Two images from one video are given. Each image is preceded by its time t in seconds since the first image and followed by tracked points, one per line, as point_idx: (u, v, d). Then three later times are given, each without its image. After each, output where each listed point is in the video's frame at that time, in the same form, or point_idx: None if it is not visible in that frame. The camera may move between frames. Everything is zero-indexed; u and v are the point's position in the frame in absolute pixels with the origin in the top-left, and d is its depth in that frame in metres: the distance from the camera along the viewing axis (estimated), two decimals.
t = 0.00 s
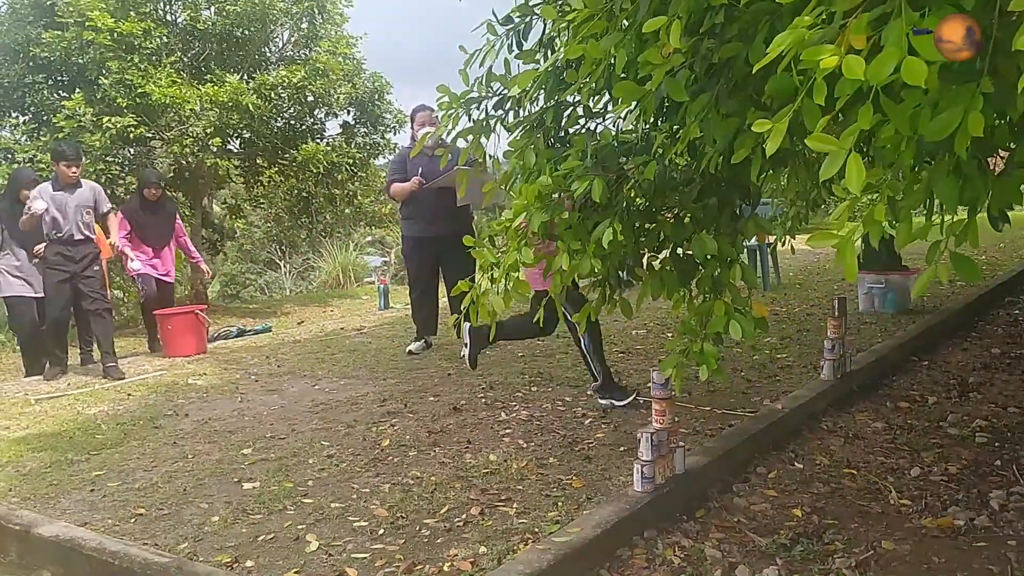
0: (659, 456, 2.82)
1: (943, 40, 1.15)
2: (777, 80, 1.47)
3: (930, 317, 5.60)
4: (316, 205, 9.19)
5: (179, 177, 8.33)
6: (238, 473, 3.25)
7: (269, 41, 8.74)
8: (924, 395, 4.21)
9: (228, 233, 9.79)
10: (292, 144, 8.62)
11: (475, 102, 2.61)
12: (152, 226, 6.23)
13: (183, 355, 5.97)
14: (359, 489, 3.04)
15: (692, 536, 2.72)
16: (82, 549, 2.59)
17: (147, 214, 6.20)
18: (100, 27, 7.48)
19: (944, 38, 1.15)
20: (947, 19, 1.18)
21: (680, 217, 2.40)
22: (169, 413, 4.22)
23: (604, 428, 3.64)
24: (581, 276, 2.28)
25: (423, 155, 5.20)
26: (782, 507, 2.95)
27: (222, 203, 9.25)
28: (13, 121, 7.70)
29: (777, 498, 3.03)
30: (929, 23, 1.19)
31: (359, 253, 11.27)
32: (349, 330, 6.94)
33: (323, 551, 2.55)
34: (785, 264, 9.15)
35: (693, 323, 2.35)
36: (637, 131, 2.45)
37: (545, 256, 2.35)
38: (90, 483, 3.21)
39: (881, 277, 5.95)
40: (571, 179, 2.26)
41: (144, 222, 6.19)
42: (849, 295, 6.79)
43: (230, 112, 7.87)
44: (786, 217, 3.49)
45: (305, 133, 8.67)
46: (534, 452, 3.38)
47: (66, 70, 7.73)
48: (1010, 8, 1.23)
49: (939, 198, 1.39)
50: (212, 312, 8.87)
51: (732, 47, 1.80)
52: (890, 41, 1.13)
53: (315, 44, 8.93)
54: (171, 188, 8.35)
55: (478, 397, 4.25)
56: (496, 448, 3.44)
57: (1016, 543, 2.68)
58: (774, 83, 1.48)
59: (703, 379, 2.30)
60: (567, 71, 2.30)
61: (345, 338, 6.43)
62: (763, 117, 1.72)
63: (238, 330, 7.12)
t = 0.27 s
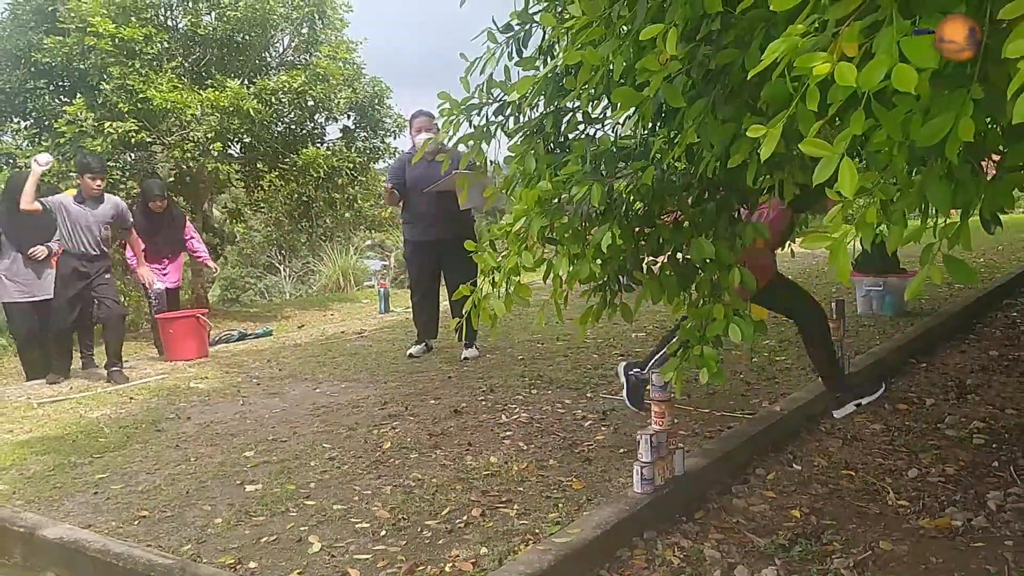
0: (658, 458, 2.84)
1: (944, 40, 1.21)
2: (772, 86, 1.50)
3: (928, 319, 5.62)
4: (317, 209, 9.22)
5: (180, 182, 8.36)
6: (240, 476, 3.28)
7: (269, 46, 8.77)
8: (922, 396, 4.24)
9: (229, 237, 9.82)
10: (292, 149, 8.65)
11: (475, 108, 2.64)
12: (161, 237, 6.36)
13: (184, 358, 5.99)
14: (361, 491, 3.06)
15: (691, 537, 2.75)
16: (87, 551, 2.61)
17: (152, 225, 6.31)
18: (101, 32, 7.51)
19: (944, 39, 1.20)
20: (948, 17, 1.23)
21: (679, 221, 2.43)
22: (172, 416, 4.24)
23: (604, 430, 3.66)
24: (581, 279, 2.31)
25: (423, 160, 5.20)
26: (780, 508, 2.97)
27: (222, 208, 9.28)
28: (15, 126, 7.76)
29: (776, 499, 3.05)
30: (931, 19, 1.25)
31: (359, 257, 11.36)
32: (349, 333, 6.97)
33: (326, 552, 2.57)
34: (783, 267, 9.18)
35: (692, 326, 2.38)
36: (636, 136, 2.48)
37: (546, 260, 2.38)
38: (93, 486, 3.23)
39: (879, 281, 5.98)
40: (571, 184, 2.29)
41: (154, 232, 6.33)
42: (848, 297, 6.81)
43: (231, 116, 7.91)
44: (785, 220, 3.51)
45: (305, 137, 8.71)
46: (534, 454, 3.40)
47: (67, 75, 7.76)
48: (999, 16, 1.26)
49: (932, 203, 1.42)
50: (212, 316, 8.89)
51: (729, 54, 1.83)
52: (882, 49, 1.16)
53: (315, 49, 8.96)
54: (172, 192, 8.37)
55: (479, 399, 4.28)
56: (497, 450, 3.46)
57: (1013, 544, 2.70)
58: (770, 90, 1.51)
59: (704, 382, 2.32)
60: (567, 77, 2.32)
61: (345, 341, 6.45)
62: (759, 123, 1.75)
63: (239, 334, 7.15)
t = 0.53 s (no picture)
0: (656, 459, 2.86)
1: (948, 40, 1.25)
2: (773, 92, 1.52)
3: (925, 325, 5.65)
4: (318, 209, 9.25)
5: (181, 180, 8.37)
6: (241, 472, 3.30)
7: (272, 46, 8.80)
8: (919, 402, 4.27)
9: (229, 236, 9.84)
10: (294, 148, 8.68)
11: (479, 111, 2.67)
12: (164, 239, 6.41)
13: (185, 356, 6.01)
14: (360, 489, 3.08)
15: (688, 538, 2.77)
16: (88, 545, 2.63)
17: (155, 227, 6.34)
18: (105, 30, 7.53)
19: (947, 40, 1.23)
20: (952, 22, 1.26)
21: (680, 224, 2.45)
22: (172, 413, 4.26)
23: (603, 431, 3.68)
24: (583, 280, 2.33)
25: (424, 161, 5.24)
26: (777, 510, 2.99)
27: (223, 206, 9.30)
28: (18, 122, 7.74)
29: (772, 501, 3.07)
30: (933, 23, 1.29)
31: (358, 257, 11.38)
32: (349, 332, 6.99)
33: (326, 548, 2.59)
34: (783, 272, 9.21)
35: (692, 329, 2.40)
36: (638, 140, 2.50)
37: (547, 262, 2.40)
38: (94, 481, 3.24)
39: (878, 286, 6.01)
40: (574, 186, 2.31)
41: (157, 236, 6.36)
42: (846, 303, 6.84)
43: (234, 115, 7.95)
44: (785, 225, 3.54)
45: (307, 137, 8.74)
46: (533, 454, 3.42)
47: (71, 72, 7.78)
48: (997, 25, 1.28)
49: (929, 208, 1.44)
50: (212, 314, 8.91)
51: (731, 60, 1.85)
52: (882, 56, 1.18)
53: (317, 49, 8.99)
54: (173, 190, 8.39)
55: (478, 400, 4.30)
56: (496, 450, 3.49)
57: (1008, 548, 2.72)
58: (771, 95, 1.53)
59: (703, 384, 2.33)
60: (570, 81, 2.35)
61: (345, 341, 6.48)
62: (760, 128, 1.78)
63: (239, 332, 7.17)
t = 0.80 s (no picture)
0: (655, 460, 2.87)
1: (949, 41, 1.26)
2: (772, 96, 1.54)
3: (923, 329, 5.67)
4: (318, 209, 9.26)
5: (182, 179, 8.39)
6: (240, 471, 3.31)
7: (274, 46, 8.82)
8: (916, 405, 4.28)
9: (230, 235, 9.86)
10: (295, 148, 8.70)
11: (480, 112, 2.68)
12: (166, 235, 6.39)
13: (185, 355, 6.03)
14: (360, 488, 3.10)
15: (685, 539, 2.78)
16: (88, 542, 2.64)
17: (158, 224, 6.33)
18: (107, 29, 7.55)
19: (948, 44, 1.24)
20: (951, 25, 1.27)
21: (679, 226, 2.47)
22: (172, 411, 4.28)
23: (601, 432, 3.70)
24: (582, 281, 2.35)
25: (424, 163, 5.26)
26: (774, 512, 3.01)
27: (224, 206, 9.32)
28: (20, 121, 7.75)
29: (769, 503, 3.08)
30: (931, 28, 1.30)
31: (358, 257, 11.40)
32: (349, 332, 7.00)
33: (325, 546, 2.61)
34: (782, 275, 9.24)
35: (691, 331, 2.42)
36: (638, 143, 2.51)
37: (547, 263, 2.42)
38: (94, 478, 3.26)
39: (877, 290, 6.02)
40: (574, 188, 2.33)
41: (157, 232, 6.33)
42: (844, 306, 6.86)
43: (235, 115, 7.97)
44: (785, 228, 3.56)
45: (308, 137, 8.76)
46: (531, 454, 3.44)
47: (73, 71, 7.80)
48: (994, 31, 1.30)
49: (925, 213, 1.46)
50: (212, 313, 8.92)
51: (731, 64, 1.87)
52: (879, 62, 1.19)
53: (319, 50, 9.01)
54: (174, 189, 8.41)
55: (477, 400, 4.31)
56: (494, 450, 3.50)
57: (1003, 551, 2.74)
58: (769, 99, 1.55)
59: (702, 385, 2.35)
60: (571, 83, 2.36)
61: (344, 341, 6.49)
62: (759, 132, 1.80)
63: (239, 331, 7.18)
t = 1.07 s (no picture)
0: (652, 459, 2.89)
1: (948, 41, 1.27)
2: (767, 96, 1.55)
3: (921, 329, 5.69)
4: (317, 208, 9.27)
5: (182, 179, 8.39)
6: (240, 470, 3.32)
7: (273, 47, 8.83)
8: (913, 405, 4.30)
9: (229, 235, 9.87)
10: (294, 148, 8.71)
11: (479, 112, 2.70)
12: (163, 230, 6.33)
13: (184, 354, 6.04)
14: (359, 487, 3.11)
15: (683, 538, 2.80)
16: (88, 540, 2.65)
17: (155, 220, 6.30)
18: (107, 29, 7.56)
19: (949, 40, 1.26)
20: (951, 22, 1.29)
21: (676, 226, 2.49)
22: (172, 411, 4.29)
23: (599, 432, 3.71)
24: (580, 281, 2.37)
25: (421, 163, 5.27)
26: (771, 511, 3.02)
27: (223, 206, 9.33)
28: (19, 120, 7.75)
29: (766, 502, 3.10)
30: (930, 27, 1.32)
31: (358, 257, 11.39)
32: (348, 332, 7.01)
33: (324, 545, 2.62)
34: (780, 276, 9.26)
35: (687, 330, 2.44)
36: (635, 143, 2.53)
37: (545, 262, 2.43)
38: (94, 477, 3.27)
39: (874, 290, 6.04)
40: (571, 188, 2.34)
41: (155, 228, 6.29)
42: (842, 307, 6.88)
43: (234, 115, 7.98)
44: (783, 229, 3.57)
45: (307, 137, 8.77)
46: (529, 453, 3.45)
47: (72, 71, 7.81)
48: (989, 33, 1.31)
49: (919, 213, 1.48)
50: (211, 313, 8.93)
51: (728, 66, 1.88)
52: (872, 63, 1.21)
53: (318, 50, 9.02)
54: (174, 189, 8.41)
55: (476, 400, 4.32)
56: (493, 449, 3.51)
57: (999, 550, 2.76)
58: (765, 100, 1.57)
59: (697, 384, 2.38)
60: (570, 84, 2.38)
61: (343, 340, 6.51)
62: (754, 132, 1.81)
63: (239, 331, 7.19)
